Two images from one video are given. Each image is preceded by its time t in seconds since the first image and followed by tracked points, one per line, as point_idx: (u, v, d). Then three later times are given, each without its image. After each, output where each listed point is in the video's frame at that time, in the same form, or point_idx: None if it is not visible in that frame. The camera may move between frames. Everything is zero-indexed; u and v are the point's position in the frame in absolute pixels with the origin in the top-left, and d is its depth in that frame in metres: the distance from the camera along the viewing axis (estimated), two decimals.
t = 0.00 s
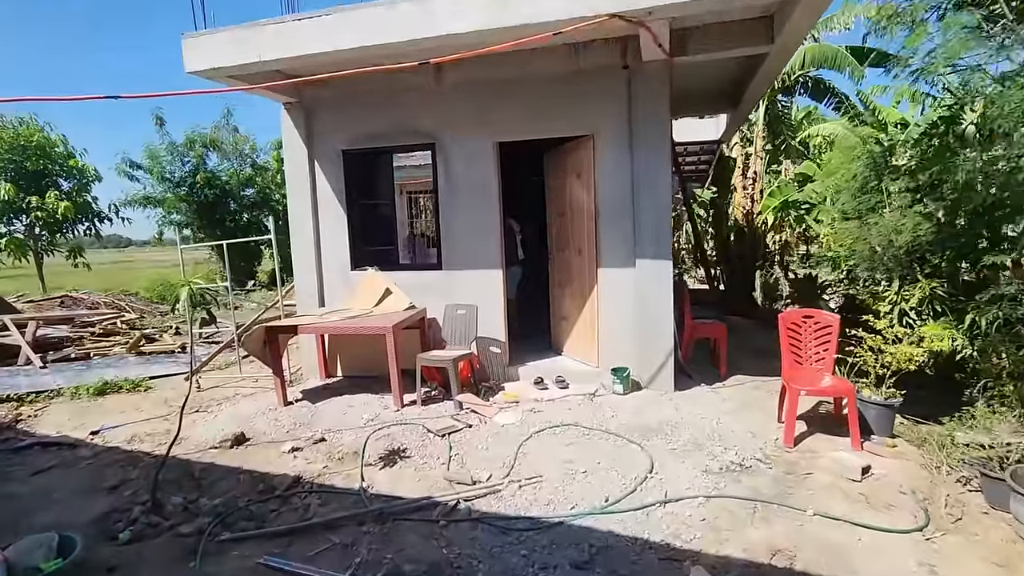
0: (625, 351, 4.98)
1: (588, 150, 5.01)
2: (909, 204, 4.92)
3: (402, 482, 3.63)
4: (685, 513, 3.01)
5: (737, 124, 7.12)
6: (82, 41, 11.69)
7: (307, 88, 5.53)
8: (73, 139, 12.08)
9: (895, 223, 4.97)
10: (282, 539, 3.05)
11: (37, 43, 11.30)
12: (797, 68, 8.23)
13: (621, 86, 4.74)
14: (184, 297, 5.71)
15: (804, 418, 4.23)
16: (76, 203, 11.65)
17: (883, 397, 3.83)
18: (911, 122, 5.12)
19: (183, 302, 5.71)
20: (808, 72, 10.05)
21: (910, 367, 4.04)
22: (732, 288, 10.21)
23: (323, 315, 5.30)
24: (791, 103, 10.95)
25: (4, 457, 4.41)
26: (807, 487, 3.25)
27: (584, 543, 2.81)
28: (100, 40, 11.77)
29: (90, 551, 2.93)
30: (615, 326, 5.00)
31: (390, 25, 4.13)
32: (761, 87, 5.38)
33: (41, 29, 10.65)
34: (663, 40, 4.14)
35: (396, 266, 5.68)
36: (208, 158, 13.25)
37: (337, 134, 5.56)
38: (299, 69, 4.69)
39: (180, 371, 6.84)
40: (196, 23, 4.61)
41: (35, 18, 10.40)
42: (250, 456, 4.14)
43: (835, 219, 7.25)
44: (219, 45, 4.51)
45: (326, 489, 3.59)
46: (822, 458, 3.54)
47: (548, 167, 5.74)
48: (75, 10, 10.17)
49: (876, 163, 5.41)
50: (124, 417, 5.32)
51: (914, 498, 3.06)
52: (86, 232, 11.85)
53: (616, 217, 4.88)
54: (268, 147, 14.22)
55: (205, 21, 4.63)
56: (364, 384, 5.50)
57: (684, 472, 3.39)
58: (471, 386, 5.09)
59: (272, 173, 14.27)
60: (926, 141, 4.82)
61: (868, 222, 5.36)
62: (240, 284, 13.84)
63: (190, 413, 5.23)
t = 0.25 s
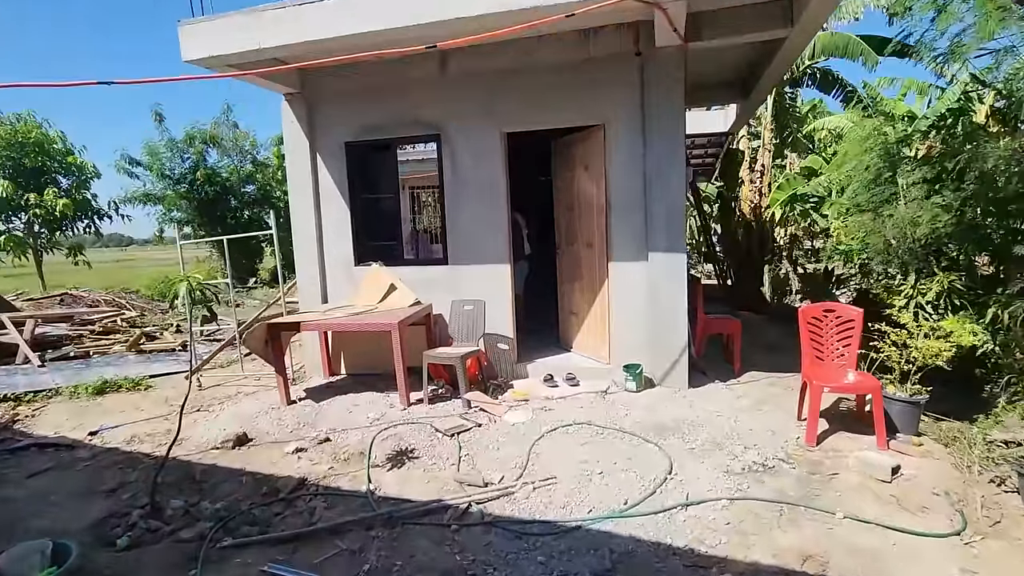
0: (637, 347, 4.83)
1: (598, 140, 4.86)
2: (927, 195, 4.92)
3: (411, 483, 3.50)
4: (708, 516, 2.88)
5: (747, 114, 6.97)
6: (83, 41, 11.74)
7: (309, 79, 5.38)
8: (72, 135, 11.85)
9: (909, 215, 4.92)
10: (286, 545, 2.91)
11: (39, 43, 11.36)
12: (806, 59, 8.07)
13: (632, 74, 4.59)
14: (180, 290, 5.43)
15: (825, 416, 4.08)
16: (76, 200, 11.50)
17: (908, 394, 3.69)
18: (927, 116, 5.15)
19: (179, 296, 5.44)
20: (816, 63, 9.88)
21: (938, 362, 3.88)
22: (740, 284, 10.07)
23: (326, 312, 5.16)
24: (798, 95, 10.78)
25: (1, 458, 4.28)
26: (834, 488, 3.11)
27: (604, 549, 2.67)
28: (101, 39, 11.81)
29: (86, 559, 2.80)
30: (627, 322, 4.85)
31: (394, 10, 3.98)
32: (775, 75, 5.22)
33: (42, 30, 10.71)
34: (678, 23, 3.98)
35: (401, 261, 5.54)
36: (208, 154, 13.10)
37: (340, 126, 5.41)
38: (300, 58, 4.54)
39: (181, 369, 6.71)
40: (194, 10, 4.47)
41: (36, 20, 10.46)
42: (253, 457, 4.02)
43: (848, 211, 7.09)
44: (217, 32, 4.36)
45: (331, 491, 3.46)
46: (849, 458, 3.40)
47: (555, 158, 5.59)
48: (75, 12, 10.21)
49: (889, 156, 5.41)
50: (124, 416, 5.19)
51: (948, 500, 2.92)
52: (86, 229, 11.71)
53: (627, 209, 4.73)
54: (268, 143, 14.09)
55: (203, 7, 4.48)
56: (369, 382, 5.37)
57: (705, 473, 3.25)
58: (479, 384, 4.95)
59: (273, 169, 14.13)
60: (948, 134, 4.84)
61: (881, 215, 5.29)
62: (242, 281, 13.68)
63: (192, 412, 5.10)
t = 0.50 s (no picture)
0: (649, 345, 4.72)
1: (608, 133, 4.73)
2: (943, 189, 4.96)
3: (421, 488, 3.38)
4: (733, 522, 2.76)
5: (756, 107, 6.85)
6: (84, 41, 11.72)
7: (309, 72, 5.24)
8: (71, 133, 11.66)
9: (925, 208, 4.91)
10: (294, 553, 2.80)
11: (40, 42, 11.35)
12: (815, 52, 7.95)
13: (645, 64, 4.46)
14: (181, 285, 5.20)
15: (845, 416, 3.97)
16: (75, 199, 11.31)
17: (933, 393, 3.57)
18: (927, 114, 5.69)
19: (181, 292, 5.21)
20: (823, 57, 9.75)
21: (965, 360, 3.76)
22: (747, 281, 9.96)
23: (331, 311, 5.04)
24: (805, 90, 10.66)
25: None
26: (861, 491, 3.00)
27: (627, 558, 2.56)
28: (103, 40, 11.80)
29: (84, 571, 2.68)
30: (639, 319, 4.73)
31: None
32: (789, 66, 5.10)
33: (43, 31, 10.71)
34: (694, 11, 3.84)
35: (406, 259, 5.42)
36: (207, 152, 12.96)
37: (343, 121, 5.29)
38: (302, 50, 4.42)
39: (182, 370, 6.59)
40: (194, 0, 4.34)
41: (36, 20, 10.45)
42: (257, 461, 3.90)
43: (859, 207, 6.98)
44: (218, 23, 4.24)
45: (339, 496, 3.34)
46: (875, 460, 3.28)
47: (563, 152, 5.47)
48: (76, 12, 10.17)
49: (903, 151, 5.48)
50: (124, 418, 5.08)
51: (983, 504, 2.81)
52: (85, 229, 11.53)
53: (639, 203, 4.61)
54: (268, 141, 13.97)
55: None
56: (374, 382, 5.26)
57: (727, 476, 3.14)
58: (489, 384, 4.83)
59: (273, 168, 14.01)
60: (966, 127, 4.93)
61: (895, 209, 5.26)
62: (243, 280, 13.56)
63: (193, 415, 4.99)
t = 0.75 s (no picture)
0: (660, 345, 4.58)
1: (617, 127, 4.59)
2: (957, 184, 4.85)
3: (428, 497, 3.24)
4: (759, 533, 2.62)
5: (762, 101, 6.73)
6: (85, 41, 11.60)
7: (307, 65, 5.09)
8: (62, 132, 11.41)
9: (939, 204, 4.79)
10: (296, 569, 2.65)
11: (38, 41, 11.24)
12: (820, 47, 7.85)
13: (655, 56, 4.32)
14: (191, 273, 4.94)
15: (865, 419, 3.84)
16: (67, 199, 11.09)
17: (957, 394, 3.45)
18: (929, 105, 5.51)
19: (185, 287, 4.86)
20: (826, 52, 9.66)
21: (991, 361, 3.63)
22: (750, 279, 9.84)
23: (331, 312, 4.88)
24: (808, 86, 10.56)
25: None
26: (890, 499, 2.87)
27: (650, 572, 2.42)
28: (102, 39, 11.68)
29: None
30: (650, 319, 4.59)
31: None
32: (800, 58, 4.97)
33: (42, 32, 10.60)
34: (708, 0, 3.69)
35: (408, 257, 5.27)
36: (202, 151, 12.75)
37: (342, 115, 5.13)
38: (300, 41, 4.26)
39: (176, 373, 6.42)
40: None
41: (36, 20, 10.35)
42: (256, 468, 3.75)
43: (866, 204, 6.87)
44: (211, 12, 4.08)
45: (342, 506, 3.19)
46: (901, 465, 3.16)
47: (569, 148, 5.33)
48: (75, 12, 10.09)
49: (916, 144, 5.34)
50: (117, 424, 4.91)
51: (1020, 512, 2.68)
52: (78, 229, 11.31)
53: (649, 199, 4.48)
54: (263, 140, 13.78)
55: None
56: (376, 385, 5.11)
57: (749, 483, 3.00)
58: (494, 387, 4.68)
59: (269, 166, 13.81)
60: (975, 123, 4.91)
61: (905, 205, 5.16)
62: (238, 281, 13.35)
63: (189, 420, 4.82)
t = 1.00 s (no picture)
0: (664, 342, 4.48)
1: (620, 118, 4.48)
2: (961, 178, 4.75)
3: (429, 501, 3.11)
4: (777, 537, 2.53)
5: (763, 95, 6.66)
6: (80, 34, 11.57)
7: (301, 54, 4.94)
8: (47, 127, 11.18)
9: (943, 200, 4.69)
10: None
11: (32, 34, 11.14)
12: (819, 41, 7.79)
13: (660, 46, 4.22)
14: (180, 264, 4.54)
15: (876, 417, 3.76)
16: (51, 195, 10.79)
17: (971, 391, 3.38)
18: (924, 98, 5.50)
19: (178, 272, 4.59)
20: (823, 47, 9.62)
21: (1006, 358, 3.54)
22: (748, 276, 9.78)
23: (326, 309, 4.74)
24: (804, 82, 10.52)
25: None
26: (909, 500, 2.78)
27: None
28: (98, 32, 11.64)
29: None
30: (654, 315, 4.49)
31: None
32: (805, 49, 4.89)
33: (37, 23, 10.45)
34: None
35: (405, 254, 5.13)
36: (191, 147, 12.51)
37: (336, 107, 4.98)
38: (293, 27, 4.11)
39: (165, 373, 6.24)
40: None
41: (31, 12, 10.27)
42: (249, 472, 3.61)
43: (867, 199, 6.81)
44: None
45: (339, 511, 3.06)
46: (917, 465, 3.07)
47: (570, 141, 5.21)
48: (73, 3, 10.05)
49: (919, 139, 5.22)
50: (103, 425, 4.74)
51: None
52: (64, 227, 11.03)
53: (654, 193, 4.37)
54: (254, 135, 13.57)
55: None
56: (372, 384, 4.97)
57: (762, 485, 2.91)
58: (494, 386, 4.56)
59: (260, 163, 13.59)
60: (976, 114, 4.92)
61: (907, 201, 5.07)
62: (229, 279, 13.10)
63: (178, 421, 4.67)
